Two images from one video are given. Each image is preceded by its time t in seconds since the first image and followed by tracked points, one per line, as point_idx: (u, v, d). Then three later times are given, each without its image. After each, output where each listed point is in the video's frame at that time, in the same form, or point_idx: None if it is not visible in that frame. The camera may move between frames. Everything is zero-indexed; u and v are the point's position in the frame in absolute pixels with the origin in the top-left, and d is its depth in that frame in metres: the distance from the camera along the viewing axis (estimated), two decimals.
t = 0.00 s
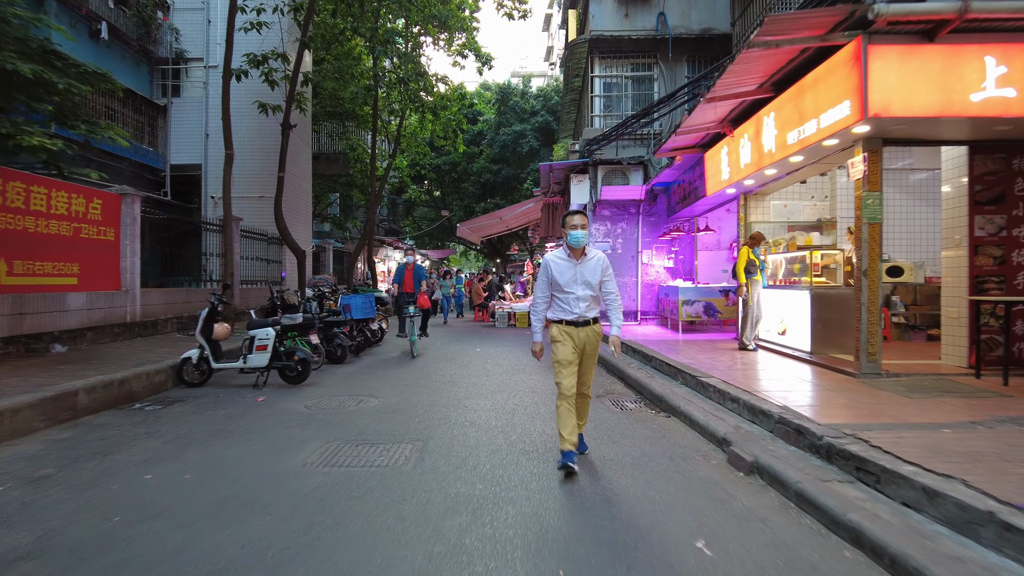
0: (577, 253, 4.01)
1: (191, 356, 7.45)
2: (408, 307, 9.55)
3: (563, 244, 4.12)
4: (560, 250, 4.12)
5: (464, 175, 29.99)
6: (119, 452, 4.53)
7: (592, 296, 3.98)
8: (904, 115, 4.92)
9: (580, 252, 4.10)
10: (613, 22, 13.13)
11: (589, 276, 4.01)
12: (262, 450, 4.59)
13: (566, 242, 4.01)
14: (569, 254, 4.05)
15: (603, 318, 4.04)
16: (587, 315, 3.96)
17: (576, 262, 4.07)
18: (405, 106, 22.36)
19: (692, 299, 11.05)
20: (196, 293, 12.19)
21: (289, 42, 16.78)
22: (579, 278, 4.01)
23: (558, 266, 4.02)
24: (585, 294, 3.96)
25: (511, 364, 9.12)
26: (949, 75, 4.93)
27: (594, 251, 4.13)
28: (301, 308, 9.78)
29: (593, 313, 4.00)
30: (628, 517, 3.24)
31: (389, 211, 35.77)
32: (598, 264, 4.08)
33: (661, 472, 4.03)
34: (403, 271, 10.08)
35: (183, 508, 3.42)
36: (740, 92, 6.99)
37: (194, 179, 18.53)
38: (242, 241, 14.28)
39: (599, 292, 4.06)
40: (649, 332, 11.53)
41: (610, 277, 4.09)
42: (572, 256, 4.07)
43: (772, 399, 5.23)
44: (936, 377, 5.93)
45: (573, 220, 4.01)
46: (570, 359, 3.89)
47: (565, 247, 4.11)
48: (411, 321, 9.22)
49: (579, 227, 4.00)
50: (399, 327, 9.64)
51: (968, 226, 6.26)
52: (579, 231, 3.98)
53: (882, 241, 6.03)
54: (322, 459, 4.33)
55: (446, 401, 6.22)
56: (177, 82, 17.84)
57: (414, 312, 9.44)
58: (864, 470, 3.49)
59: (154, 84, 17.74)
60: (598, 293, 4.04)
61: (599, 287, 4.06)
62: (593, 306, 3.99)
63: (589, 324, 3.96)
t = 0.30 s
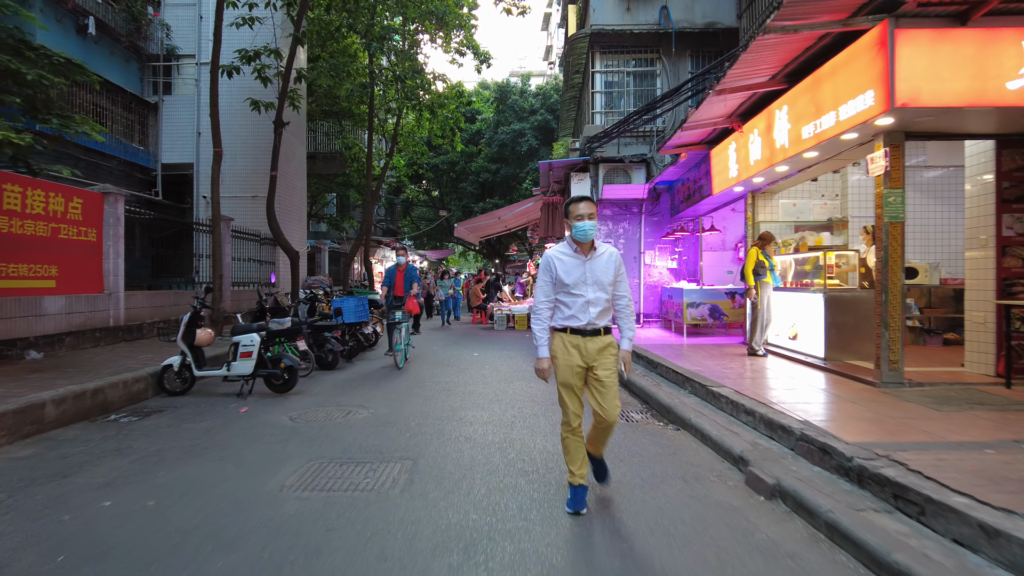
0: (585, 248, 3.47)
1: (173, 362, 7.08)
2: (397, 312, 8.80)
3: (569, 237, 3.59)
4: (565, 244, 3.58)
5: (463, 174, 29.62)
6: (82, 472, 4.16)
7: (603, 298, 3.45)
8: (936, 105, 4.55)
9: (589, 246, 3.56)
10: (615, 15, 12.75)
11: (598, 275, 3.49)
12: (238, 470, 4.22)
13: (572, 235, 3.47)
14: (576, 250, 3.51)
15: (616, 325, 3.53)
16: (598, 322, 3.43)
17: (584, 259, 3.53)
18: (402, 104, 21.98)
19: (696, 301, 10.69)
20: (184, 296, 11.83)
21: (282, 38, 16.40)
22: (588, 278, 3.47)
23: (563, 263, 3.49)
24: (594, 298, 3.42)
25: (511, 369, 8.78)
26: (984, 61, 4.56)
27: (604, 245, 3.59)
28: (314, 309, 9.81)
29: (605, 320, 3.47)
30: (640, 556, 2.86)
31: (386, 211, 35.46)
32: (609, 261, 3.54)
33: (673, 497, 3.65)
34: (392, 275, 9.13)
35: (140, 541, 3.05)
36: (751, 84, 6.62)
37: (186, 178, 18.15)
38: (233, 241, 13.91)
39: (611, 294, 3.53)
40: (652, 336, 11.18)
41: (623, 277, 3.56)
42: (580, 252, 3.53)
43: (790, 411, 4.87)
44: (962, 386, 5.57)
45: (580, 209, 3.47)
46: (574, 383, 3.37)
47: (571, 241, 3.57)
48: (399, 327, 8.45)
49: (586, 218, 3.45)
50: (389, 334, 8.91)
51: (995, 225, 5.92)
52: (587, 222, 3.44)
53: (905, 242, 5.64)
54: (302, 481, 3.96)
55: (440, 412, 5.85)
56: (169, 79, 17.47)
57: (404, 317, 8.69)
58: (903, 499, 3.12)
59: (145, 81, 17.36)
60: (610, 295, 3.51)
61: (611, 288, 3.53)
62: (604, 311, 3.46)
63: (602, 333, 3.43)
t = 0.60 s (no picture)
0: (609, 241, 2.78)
1: (157, 364, 6.75)
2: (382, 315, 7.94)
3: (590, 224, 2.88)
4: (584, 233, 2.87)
5: (462, 173, 29.28)
6: (47, 484, 3.83)
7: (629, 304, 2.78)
8: (971, 85, 4.25)
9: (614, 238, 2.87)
10: (618, 7, 12.40)
11: (625, 276, 2.80)
12: (215, 482, 3.88)
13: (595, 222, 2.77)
14: (598, 242, 2.81)
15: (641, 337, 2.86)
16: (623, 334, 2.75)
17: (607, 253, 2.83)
18: (401, 101, 21.67)
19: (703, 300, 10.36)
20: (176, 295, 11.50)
21: (278, 32, 16.08)
22: (612, 277, 2.79)
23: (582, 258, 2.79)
24: (618, 303, 2.74)
25: (512, 371, 8.45)
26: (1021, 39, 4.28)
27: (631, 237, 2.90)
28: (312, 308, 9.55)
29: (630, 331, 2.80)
30: None
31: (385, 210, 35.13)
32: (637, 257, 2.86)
33: (691, 515, 3.31)
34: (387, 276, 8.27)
35: (95, 566, 2.72)
36: (764, 70, 6.30)
37: (181, 175, 17.82)
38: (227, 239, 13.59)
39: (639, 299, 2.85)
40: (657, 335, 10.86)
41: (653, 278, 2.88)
42: (603, 244, 2.82)
43: (812, 416, 4.56)
44: (993, 389, 5.22)
45: (604, 191, 2.76)
46: (588, 409, 2.73)
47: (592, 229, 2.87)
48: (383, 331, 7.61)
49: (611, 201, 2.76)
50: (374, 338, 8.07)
51: None
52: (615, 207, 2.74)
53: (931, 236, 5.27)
54: (284, 494, 3.63)
55: (436, 417, 5.52)
56: (163, 75, 17.16)
57: (389, 320, 7.85)
58: (952, 518, 2.78)
59: (139, 77, 17.04)
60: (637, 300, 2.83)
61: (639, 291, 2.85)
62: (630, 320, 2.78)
63: (629, 348, 2.75)
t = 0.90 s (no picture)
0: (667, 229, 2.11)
1: (140, 371, 6.37)
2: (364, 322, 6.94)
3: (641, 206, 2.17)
4: (635, 217, 2.16)
5: (463, 172, 28.90)
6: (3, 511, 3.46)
7: (694, 313, 2.09)
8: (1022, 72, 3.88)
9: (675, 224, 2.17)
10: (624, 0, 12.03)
11: (689, 274, 2.10)
12: (188, 509, 3.50)
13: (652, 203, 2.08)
14: (653, 229, 2.11)
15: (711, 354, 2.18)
16: (688, 354, 2.08)
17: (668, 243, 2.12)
18: (400, 98, 21.29)
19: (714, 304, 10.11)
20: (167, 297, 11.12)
21: (274, 27, 15.70)
22: (673, 277, 2.09)
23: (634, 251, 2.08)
24: (682, 314, 2.06)
25: (514, 377, 8.07)
26: None
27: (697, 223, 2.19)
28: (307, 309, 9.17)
29: (697, 349, 2.12)
30: None
31: (385, 209, 34.78)
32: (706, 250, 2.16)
33: (721, 552, 2.94)
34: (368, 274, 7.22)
35: None
36: (785, 60, 5.92)
37: (175, 173, 17.46)
38: (220, 239, 13.23)
39: (710, 306, 2.15)
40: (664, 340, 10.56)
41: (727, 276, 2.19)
42: (660, 233, 2.12)
43: (845, 434, 4.18)
44: None
45: (665, 159, 2.12)
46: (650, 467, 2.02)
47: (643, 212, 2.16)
48: (363, 340, 6.61)
49: (671, 174, 2.11)
50: (356, 348, 7.07)
51: None
52: (677, 183, 2.08)
53: (969, 237, 4.89)
54: (264, 525, 3.25)
55: (435, 431, 5.14)
56: (157, 71, 16.78)
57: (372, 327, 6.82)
58: None
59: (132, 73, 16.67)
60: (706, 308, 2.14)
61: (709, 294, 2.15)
62: (696, 336, 2.10)
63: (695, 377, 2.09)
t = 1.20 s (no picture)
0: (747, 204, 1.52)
1: (121, 373, 6.01)
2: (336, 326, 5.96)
3: (714, 174, 1.57)
4: (707, 190, 1.56)
5: (463, 170, 28.55)
6: None
7: (798, 329, 1.48)
8: None
9: (763, 195, 1.56)
10: None
11: (790, 268, 1.49)
12: (158, 530, 3.15)
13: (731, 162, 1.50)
14: (730, 204, 1.52)
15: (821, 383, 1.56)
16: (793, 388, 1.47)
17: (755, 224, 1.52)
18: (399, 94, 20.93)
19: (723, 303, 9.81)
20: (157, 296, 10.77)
21: (270, 20, 15.35)
22: (764, 278, 1.48)
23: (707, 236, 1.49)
24: (779, 333, 1.46)
25: (516, 379, 7.73)
26: None
27: (793, 195, 1.59)
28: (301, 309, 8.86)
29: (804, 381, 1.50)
30: None
31: (384, 207, 34.41)
32: (810, 234, 1.54)
33: None
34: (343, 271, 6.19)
35: None
36: (805, 43, 5.58)
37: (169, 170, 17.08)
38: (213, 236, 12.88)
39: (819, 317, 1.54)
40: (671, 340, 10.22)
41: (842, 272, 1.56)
42: (741, 212, 1.52)
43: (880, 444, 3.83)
44: None
45: (745, 98, 1.55)
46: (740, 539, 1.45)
47: (718, 181, 1.56)
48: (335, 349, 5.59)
49: (748, 118, 1.54)
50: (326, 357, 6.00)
51: None
52: (764, 131, 1.49)
53: (1007, 231, 4.54)
54: (240, 549, 2.91)
55: (433, 440, 4.79)
56: (150, 65, 16.42)
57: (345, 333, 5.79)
58: None
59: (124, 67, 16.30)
60: (814, 318, 1.53)
61: (820, 299, 1.53)
62: (801, 362, 1.49)
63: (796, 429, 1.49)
